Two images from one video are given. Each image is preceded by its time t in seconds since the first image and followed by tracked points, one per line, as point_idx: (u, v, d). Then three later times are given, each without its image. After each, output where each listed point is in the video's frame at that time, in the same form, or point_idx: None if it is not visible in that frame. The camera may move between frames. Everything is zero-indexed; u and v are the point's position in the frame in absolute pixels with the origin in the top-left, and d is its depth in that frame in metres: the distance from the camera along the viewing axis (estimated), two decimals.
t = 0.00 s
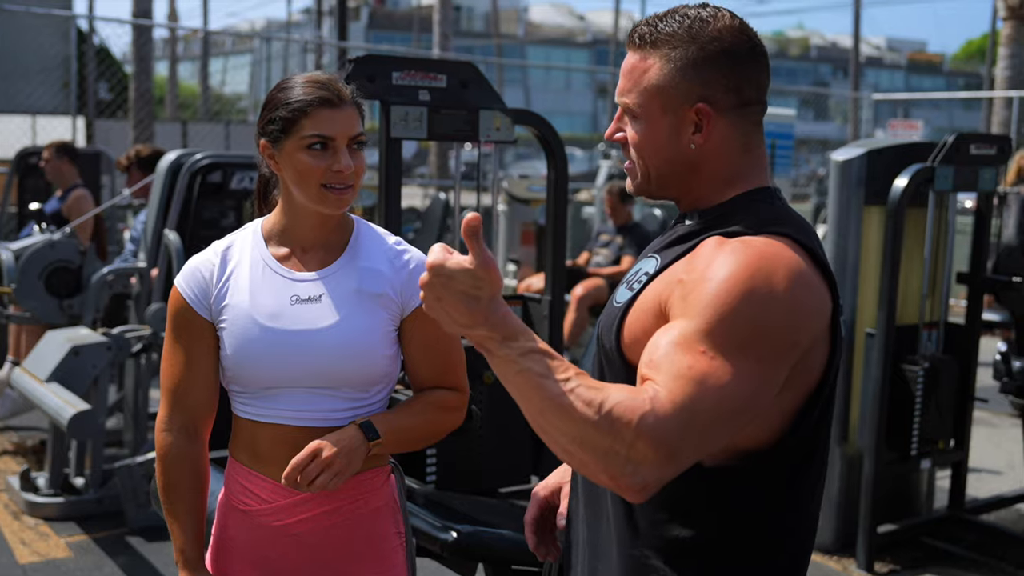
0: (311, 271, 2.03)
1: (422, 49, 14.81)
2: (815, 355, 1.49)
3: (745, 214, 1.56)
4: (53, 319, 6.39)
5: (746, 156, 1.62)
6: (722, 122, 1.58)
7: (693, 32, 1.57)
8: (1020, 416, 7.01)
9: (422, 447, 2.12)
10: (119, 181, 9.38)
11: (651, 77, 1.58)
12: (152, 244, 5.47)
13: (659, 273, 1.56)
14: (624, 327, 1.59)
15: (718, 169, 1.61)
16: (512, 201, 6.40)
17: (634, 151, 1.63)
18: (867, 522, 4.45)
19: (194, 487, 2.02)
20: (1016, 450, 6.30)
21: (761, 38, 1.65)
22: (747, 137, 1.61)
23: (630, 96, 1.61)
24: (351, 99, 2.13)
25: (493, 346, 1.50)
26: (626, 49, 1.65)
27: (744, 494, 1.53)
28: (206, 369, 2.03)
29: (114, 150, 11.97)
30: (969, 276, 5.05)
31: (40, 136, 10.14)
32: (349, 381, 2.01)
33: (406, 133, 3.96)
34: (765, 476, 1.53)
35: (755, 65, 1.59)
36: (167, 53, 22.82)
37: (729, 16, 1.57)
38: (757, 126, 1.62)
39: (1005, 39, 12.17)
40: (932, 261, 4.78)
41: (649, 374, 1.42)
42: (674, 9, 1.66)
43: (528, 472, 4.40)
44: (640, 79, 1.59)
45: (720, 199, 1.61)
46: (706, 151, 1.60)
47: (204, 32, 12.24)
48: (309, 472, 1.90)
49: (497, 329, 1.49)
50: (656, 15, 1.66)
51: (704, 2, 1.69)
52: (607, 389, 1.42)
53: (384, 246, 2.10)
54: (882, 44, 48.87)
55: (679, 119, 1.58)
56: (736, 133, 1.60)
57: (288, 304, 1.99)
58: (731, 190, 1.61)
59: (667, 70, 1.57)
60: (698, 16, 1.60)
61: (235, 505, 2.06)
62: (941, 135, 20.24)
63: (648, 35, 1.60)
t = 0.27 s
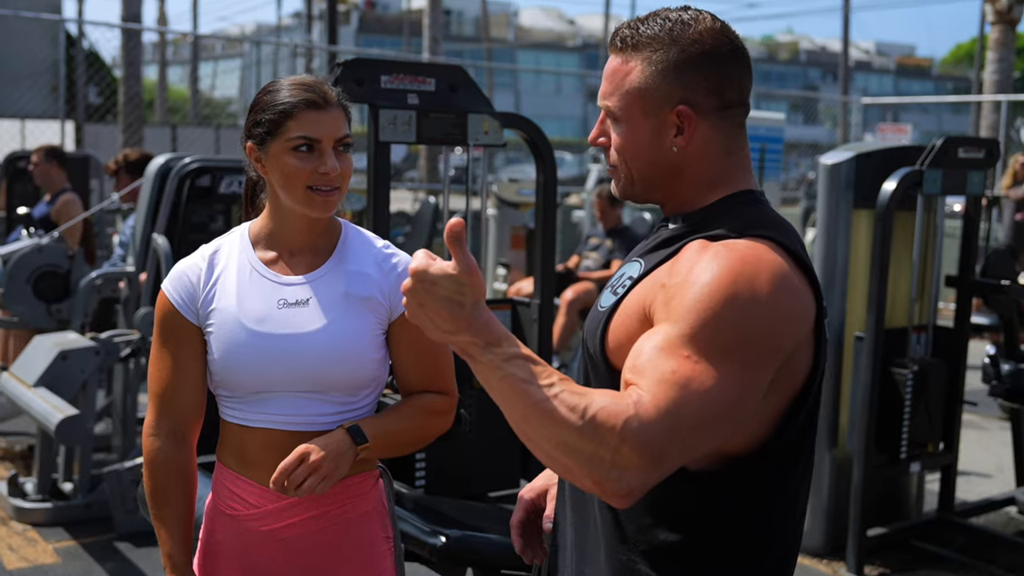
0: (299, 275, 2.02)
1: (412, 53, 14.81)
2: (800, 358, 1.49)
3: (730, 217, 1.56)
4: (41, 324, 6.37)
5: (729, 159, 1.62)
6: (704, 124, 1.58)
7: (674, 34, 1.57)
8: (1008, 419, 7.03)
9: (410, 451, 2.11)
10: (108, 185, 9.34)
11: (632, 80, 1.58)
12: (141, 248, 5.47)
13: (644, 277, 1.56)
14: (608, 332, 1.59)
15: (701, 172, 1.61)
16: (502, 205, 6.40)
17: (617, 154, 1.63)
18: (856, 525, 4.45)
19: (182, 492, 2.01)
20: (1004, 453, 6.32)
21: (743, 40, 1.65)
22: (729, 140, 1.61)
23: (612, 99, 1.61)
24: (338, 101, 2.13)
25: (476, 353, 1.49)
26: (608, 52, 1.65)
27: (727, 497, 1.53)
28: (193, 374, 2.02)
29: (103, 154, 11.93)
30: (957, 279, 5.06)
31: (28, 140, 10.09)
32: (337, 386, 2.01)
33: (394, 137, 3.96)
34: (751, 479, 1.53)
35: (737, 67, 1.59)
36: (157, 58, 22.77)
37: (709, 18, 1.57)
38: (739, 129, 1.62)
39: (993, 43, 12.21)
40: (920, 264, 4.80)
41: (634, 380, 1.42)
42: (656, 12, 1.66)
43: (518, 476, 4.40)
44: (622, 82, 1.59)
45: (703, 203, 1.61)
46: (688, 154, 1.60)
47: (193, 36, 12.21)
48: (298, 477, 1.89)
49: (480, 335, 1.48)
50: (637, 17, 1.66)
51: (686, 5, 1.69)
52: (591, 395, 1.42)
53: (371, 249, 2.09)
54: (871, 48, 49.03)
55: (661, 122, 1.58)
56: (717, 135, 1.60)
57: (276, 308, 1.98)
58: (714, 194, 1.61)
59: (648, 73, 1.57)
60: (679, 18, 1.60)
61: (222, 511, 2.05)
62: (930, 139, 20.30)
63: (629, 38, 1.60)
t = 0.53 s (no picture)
0: (297, 279, 2.02)
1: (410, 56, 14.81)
2: (797, 360, 1.49)
3: (727, 219, 1.56)
4: (39, 328, 6.36)
5: (723, 162, 1.62)
6: (698, 128, 1.58)
7: (667, 38, 1.57)
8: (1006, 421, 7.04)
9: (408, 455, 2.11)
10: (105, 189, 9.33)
11: (626, 85, 1.58)
12: (138, 252, 5.46)
13: (640, 281, 1.56)
14: (605, 336, 1.59)
15: (695, 175, 1.61)
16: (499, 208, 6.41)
17: (613, 158, 1.62)
18: (855, 527, 4.45)
19: (180, 495, 2.01)
20: (1002, 455, 6.33)
21: (737, 43, 1.65)
22: (723, 143, 1.61)
23: (607, 104, 1.61)
24: (335, 103, 2.13)
25: (474, 356, 1.48)
26: (602, 57, 1.65)
27: (724, 499, 1.53)
28: (191, 377, 2.01)
29: (101, 158, 11.92)
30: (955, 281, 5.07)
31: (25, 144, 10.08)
32: (335, 389, 2.01)
33: (392, 140, 3.96)
34: (747, 481, 1.53)
35: (731, 71, 1.59)
36: (154, 62, 22.76)
37: (702, 21, 1.57)
38: (733, 132, 1.62)
39: (990, 45, 12.22)
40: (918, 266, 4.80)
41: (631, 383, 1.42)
42: (649, 15, 1.66)
43: (516, 479, 4.40)
44: (616, 86, 1.59)
45: (699, 206, 1.62)
46: (682, 158, 1.60)
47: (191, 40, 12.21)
48: (296, 481, 1.89)
49: (478, 338, 1.47)
50: (630, 21, 1.66)
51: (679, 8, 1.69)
52: (589, 399, 1.42)
53: (370, 252, 2.09)
54: (868, 51, 49.08)
55: (656, 126, 1.58)
56: (711, 139, 1.60)
57: (274, 311, 1.98)
58: (709, 197, 1.62)
59: (642, 77, 1.57)
60: (672, 22, 1.60)
61: (221, 514, 2.05)
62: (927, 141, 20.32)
63: (622, 42, 1.60)
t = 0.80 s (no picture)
0: (299, 279, 2.02)
1: (411, 56, 14.81)
2: (798, 359, 1.49)
3: (727, 218, 1.56)
4: (39, 328, 6.36)
5: (722, 162, 1.62)
6: (697, 127, 1.58)
7: (665, 38, 1.57)
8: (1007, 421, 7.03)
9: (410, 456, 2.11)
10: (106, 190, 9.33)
11: (624, 85, 1.58)
12: (139, 252, 5.45)
13: (640, 281, 1.56)
14: (606, 336, 1.59)
15: (694, 175, 1.61)
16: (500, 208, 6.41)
17: (612, 158, 1.63)
18: (856, 528, 4.44)
19: (180, 495, 2.01)
20: (1003, 455, 6.32)
21: (736, 43, 1.65)
22: (723, 142, 1.61)
23: (606, 104, 1.61)
24: (334, 96, 2.13)
25: (474, 356, 1.48)
26: (601, 57, 1.65)
27: (726, 499, 1.53)
28: (192, 376, 2.01)
29: (101, 159, 11.91)
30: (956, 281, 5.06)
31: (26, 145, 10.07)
32: (337, 390, 2.00)
33: (392, 140, 3.96)
34: (749, 479, 1.53)
35: (730, 71, 1.58)
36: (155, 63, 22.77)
37: (700, 21, 1.57)
38: (733, 132, 1.62)
39: (990, 46, 12.21)
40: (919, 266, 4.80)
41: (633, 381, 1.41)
42: (648, 15, 1.66)
43: (518, 479, 4.39)
44: (614, 87, 1.59)
45: (698, 205, 1.62)
46: (681, 157, 1.60)
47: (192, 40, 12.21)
48: (297, 484, 1.89)
49: (479, 338, 1.47)
50: (629, 21, 1.66)
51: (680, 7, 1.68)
52: (590, 398, 1.42)
53: (372, 252, 2.09)
54: (868, 52, 49.07)
55: (654, 125, 1.58)
56: (710, 138, 1.59)
57: (276, 312, 1.98)
58: (709, 196, 1.62)
59: (640, 77, 1.57)
60: (671, 22, 1.59)
61: (221, 514, 2.05)
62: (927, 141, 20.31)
63: (620, 42, 1.60)
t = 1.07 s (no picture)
0: (299, 280, 2.02)
1: (411, 57, 14.81)
2: (798, 354, 1.49)
3: (726, 215, 1.56)
4: (41, 329, 6.36)
5: (722, 162, 1.62)
6: (698, 124, 1.57)
7: (681, 34, 1.56)
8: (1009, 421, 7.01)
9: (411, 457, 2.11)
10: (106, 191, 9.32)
11: (632, 75, 1.58)
12: (140, 253, 5.45)
13: (639, 277, 1.56)
14: (606, 333, 1.59)
15: (693, 172, 1.61)
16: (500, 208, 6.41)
17: (608, 147, 1.63)
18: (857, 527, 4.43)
19: (181, 494, 2.01)
20: (1005, 455, 6.32)
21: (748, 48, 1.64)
22: (725, 144, 1.61)
23: (610, 88, 1.61)
24: (331, 94, 2.15)
25: (474, 351, 1.50)
26: (613, 45, 1.65)
27: (725, 494, 1.52)
28: (193, 376, 2.01)
29: (102, 160, 11.90)
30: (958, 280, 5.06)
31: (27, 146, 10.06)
32: (337, 390, 2.00)
33: (393, 141, 3.95)
34: (750, 474, 1.52)
35: (740, 75, 1.58)
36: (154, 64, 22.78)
37: (717, 23, 1.56)
38: (736, 135, 1.62)
39: (991, 45, 12.19)
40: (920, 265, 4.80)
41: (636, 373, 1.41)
42: (667, 9, 1.65)
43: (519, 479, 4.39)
44: (621, 74, 1.59)
45: (696, 201, 1.61)
46: (679, 152, 1.60)
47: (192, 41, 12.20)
48: (297, 485, 1.89)
49: (478, 333, 1.50)
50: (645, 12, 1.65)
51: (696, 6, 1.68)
52: (592, 387, 1.41)
53: (374, 253, 2.09)
54: (869, 51, 49.04)
55: (654, 117, 1.57)
56: (712, 138, 1.59)
57: (277, 312, 1.98)
58: (704, 192, 1.61)
59: (648, 69, 1.57)
60: (689, 19, 1.59)
61: (223, 514, 2.04)
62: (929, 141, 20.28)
63: (636, 30, 1.59)
